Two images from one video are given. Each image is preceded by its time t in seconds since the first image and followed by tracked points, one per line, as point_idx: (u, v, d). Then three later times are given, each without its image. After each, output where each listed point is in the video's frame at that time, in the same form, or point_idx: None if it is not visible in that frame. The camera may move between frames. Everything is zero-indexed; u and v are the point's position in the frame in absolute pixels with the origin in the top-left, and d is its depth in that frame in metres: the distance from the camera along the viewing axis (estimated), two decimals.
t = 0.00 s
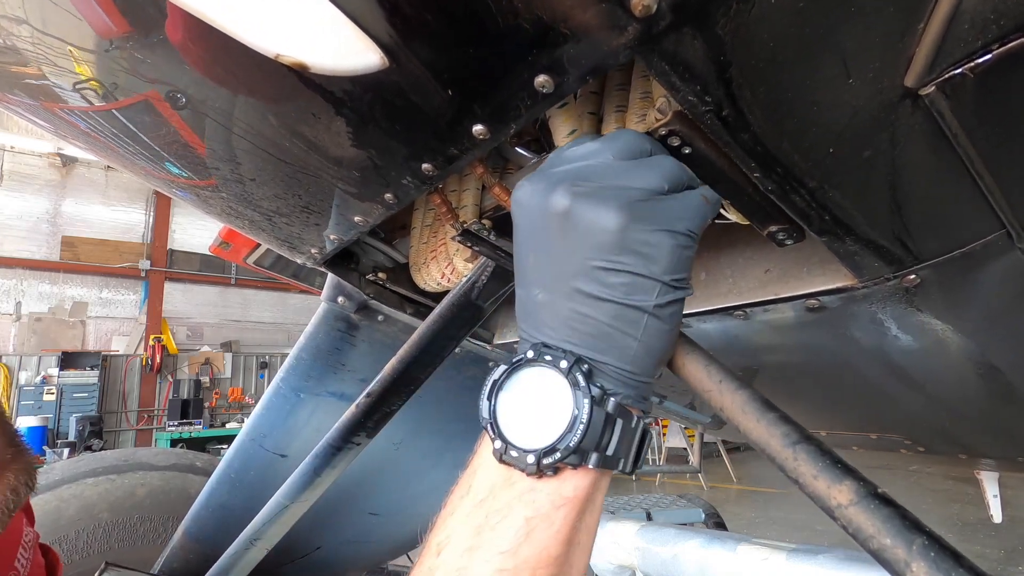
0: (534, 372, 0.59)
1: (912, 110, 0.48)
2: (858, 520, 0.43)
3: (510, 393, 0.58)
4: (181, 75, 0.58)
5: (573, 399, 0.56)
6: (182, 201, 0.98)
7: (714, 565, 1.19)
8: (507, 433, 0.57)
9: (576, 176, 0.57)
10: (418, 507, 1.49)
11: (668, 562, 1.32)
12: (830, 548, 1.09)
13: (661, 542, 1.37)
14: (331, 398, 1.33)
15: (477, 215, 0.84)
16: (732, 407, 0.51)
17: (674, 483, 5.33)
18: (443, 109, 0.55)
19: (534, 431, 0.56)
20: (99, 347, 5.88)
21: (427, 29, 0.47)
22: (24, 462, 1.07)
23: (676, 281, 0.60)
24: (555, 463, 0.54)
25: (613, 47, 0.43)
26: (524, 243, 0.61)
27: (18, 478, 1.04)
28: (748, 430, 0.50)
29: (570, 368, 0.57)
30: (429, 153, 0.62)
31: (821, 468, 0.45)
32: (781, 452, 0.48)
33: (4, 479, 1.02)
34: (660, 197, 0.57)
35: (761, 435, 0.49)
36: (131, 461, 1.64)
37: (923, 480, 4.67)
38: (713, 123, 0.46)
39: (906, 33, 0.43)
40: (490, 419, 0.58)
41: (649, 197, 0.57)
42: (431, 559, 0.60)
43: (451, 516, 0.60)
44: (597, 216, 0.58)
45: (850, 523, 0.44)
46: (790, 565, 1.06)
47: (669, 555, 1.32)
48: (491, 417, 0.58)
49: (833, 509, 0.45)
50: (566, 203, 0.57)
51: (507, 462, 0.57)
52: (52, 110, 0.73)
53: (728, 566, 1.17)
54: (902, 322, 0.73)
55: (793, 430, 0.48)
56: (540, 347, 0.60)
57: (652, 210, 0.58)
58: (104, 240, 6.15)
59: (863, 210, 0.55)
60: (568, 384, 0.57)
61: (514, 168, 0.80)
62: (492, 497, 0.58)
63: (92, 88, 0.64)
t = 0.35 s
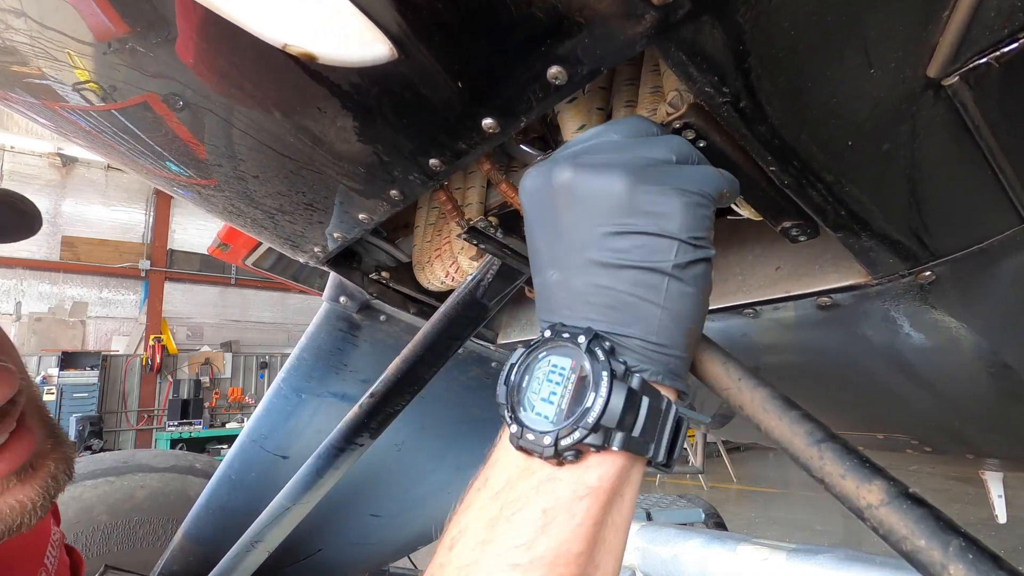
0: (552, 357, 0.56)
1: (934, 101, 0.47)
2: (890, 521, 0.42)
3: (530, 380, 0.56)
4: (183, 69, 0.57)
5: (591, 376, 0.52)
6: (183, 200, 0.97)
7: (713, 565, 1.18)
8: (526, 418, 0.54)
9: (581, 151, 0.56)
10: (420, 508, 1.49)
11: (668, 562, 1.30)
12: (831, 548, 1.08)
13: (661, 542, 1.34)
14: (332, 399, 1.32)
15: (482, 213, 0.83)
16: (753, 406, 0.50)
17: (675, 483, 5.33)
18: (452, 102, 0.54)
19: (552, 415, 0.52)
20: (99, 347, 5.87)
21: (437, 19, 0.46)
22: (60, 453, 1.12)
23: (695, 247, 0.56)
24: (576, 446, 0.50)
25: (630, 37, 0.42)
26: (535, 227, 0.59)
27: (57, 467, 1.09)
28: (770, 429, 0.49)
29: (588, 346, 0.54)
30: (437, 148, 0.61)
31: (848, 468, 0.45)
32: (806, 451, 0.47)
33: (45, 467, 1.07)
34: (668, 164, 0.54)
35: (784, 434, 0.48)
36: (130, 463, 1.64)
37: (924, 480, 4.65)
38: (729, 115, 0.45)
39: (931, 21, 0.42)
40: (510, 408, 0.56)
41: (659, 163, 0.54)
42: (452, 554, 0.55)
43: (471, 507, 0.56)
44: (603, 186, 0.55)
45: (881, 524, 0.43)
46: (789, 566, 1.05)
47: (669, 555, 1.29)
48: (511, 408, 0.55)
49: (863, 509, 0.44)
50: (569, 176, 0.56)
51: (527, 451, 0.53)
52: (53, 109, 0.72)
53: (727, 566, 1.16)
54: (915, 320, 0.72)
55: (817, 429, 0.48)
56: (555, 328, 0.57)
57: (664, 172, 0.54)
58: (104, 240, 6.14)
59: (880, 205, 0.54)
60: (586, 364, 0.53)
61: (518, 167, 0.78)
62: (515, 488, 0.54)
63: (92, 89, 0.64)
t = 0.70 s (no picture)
0: (551, 347, 0.52)
1: (954, 94, 0.47)
2: (919, 521, 0.41)
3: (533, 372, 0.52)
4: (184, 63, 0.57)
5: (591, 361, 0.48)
6: (184, 199, 0.96)
7: (712, 565, 1.17)
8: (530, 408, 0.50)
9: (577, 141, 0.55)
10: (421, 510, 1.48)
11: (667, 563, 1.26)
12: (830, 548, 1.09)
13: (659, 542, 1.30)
14: (333, 399, 1.31)
15: (487, 210, 0.82)
16: (773, 405, 0.50)
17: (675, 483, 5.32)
18: (461, 96, 0.53)
19: (553, 403, 0.49)
20: (99, 347, 5.86)
21: (447, 9, 0.46)
22: (63, 449, 1.10)
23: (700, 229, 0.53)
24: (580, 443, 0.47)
25: (645, 28, 0.41)
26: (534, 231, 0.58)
27: (59, 464, 1.08)
28: (791, 429, 0.48)
29: (587, 329, 0.51)
30: (444, 144, 0.60)
31: (874, 467, 0.44)
32: (829, 450, 0.46)
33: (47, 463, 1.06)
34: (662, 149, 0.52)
35: (806, 434, 0.47)
36: (130, 465, 1.63)
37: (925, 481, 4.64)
38: (745, 108, 0.45)
39: (953, 11, 0.41)
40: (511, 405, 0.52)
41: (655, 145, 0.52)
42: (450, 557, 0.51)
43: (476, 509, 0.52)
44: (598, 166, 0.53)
45: (909, 524, 0.42)
46: (790, 566, 1.06)
47: (668, 556, 1.26)
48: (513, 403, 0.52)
49: (890, 510, 0.43)
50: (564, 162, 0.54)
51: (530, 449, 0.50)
52: (54, 108, 0.71)
53: (727, 566, 1.15)
54: (927, 319, 0.71)
55: (839, 427, 0.47)
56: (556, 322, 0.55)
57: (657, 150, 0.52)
58: (104, 240, 6.13)
59: (896, 201, 0.53)
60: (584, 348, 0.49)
61: (522, 165, 0.76)
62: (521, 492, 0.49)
63: (91, 90, 0.64)
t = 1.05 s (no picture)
0: (506, 405, 0.60)
1: (963, 89, 0.46)
2: (933, 521, 0.41)
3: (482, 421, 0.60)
4: (185, 61, 0.56)
5: (549, 444, 0.58)
6: (183, 199, 0.96)
7: (713, 565, 1.16)
8: (477, 466, 0.59)
9: (603, 207, 0.58)
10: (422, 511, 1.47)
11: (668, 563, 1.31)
12: (833, 549, 1.03)
13: (661, 542, 1.35)
14: (334, 400, 1.30)
15: (488, 209, 0.82)
16: (781, 404, 0.49)
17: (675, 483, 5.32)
18: (463, 93, 0.53)
19: (506, 470, 0.58)
20: (99, 347, 5.86)
21: (450, 5, 0.45)
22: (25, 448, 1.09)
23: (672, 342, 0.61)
24: (523, 503, 0.58)
25: (651, 21, 0.41)
26: (527, 260, 0.61)
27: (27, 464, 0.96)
28: (800, 428, 0.48)
29: (549, 411, 0.59)
30: (446, 141, 0.60)
31: (886, 467, 0.43)
32: (839, 449, 0.46)
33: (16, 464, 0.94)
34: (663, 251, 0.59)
35: (815, 432, 0.47)
36: (129, 466, 1.63)
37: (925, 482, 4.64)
38: (752, 104, 0.44)
39: (962, 6, 0.41)
40: (461, 452, 0.60)
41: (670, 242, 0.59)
42: None
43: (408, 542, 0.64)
44: (617, 263, 0.59)
45: (923, 525, 0.41)
46: (789, 566, 1.01)
47: (669, 555, 1.31)
48: (461, 451, 0.60)
49: (903, 510, 0.42)
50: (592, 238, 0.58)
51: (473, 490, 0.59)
52: (53, 107, 0.71)
53: (728, 566, 1.13)
54: (932, 317, 0.71)
55: (849, 426, 0.46)
56: (519, 383, 0.61)
57: (665, 262, 0.59)
58: (104, 240, 6.13)
59: (903, 198, 0.53)
60: (544, 426, 0.58)
61: (524, 164, 0.77)
62: (437, 562, 0.61)
63: (90, 90, 0.64)
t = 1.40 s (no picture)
0: (484, 376, 0.61)
1: (960, 88, 0.46)
2: (929, 522, 0.41)
3: (457, 388, 0.61)
4: (182, 60, 0.56)
5: (518, 409, 0.63)
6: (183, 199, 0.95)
7: (714, 566, 1.16)
8: (451, 424, 0.62)
9: (622, 229, 0.59)
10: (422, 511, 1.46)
11: (668, 563, 1.31)
12: (833, 548, 1.02)
13: (662, 541, 1.35)
14: (333, 400, 1.31)
15: (487, 209, 0.82)
16: (778, 404, 0.49)
17: (674, 483, 5.32)
18: (461, 93, 0.53)
19: (477, 428, 0.62)
20: (99, 348, 5.86)
21: (447, 5, 0.45)
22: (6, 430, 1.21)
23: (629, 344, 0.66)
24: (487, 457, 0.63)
25: (648, 21, 0.41)
26: (537, 254, 0.60)
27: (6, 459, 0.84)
28: (797, 428, 0.48)
29: (526, 386, 0.62)
30: (444, 141, 0.59)
31: (883, 466, 0.43)
32: (836, 449, 0.46)
33: None
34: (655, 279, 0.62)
35: (811, 433, 0.47)
36: (128, 466, 1.63)
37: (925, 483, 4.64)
38: (750, 103, 0.44)
39: (959, 6, 0.40)
40: (436, 409, 0.61)
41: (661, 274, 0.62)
42: (339, 514, 0.71)
43: (361, 480, 0.70)
44: (620, 289, 0.60)
45: (919, 525, 0.41)
46: (789, 566, 1.01)
47: (669, 555, 1.30)
48: (436, 408, 0.61)
49: (899, 510, 0.42)
50: (609, 263, 0.58)
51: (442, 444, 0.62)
52: (53, 108, 0.71)
53: (728, 566, 1.13)
54: (930, 317, 0.71)
55: (846, 426, 0.46)
56: (500, 356, 0.62)
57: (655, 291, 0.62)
58: (104, 240, 6.13)
59: (902, 198, 0.53)
60: (517, 396, 0.62)
61: (521, 163, 0.77)
62: (389, 507, 0.67)
63: (90, 91, 0.64)
